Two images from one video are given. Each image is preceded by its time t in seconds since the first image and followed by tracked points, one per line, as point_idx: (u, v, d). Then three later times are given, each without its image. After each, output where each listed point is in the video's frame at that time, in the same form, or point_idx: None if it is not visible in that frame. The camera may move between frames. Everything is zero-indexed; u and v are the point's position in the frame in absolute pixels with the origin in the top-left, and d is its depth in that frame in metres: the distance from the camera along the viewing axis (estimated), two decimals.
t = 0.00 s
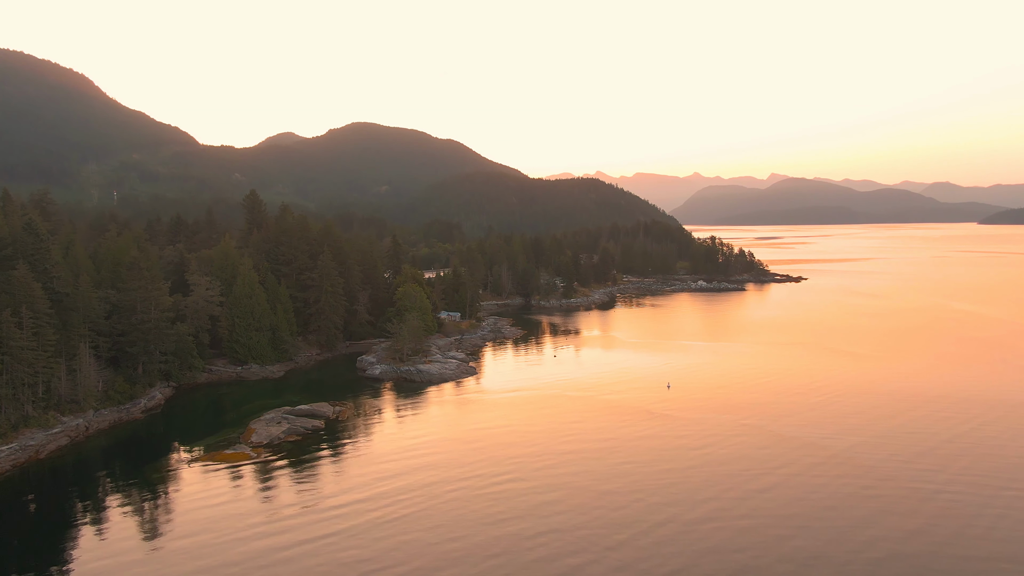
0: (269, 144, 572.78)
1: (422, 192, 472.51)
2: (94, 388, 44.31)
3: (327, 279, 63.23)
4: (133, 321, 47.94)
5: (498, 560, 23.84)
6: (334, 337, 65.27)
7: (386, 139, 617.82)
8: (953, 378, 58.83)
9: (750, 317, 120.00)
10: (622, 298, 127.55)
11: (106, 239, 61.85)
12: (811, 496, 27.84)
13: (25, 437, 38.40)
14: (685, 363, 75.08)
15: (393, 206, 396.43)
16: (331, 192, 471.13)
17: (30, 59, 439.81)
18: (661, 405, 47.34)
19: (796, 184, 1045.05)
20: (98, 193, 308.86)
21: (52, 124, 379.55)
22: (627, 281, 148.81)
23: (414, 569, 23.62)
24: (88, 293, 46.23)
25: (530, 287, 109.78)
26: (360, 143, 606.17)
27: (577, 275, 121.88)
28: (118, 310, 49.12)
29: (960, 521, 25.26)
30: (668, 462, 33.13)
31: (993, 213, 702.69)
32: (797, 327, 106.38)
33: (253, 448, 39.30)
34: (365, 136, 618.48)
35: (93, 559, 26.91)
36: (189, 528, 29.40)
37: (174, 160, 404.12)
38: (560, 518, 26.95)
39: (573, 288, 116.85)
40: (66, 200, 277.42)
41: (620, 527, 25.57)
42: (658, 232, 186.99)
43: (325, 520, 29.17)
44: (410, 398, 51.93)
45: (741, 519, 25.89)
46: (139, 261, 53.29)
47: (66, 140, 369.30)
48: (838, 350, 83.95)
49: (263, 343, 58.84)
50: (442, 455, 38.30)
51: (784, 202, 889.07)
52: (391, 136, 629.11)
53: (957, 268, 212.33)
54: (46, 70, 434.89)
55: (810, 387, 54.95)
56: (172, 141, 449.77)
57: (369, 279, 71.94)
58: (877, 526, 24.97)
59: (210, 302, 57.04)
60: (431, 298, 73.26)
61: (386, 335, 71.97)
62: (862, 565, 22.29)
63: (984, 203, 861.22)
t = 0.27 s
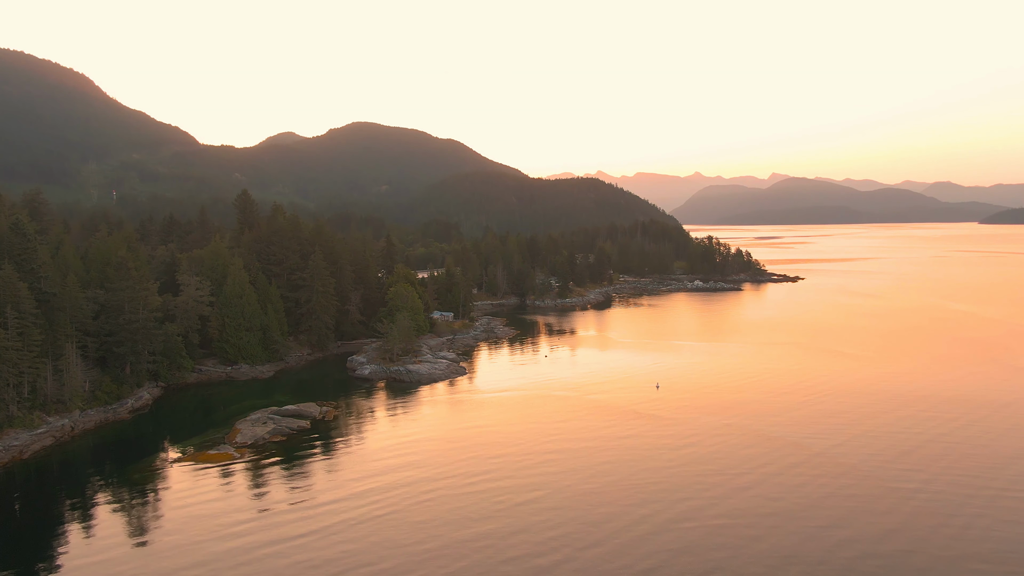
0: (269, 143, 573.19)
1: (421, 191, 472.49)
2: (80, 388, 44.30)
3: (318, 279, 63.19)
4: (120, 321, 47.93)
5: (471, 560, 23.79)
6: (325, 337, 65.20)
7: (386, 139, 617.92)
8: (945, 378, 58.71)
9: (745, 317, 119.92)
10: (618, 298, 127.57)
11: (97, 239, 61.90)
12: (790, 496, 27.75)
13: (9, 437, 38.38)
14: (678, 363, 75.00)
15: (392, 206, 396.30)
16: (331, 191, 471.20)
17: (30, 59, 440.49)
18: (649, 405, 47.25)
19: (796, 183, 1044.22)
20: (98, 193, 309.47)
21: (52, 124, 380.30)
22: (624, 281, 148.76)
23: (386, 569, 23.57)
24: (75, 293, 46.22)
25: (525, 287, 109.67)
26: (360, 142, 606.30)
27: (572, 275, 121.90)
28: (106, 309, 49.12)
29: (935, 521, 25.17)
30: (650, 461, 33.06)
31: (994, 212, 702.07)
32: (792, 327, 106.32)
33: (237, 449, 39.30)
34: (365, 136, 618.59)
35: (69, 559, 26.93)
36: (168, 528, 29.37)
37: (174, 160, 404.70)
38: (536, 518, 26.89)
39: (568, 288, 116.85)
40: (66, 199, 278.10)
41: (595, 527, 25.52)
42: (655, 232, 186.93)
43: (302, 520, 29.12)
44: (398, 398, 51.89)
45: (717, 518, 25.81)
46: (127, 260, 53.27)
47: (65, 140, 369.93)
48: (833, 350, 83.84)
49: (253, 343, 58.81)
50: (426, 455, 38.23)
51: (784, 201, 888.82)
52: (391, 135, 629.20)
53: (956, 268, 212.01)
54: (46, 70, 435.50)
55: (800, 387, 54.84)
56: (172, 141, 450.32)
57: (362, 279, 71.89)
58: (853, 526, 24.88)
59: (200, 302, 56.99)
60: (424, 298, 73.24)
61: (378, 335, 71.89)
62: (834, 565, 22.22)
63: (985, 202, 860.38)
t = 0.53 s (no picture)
0: (268, 143, 573.12)
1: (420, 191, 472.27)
2: (66, 388, 44.29)
3: (309, 279, 63.13)
4: (107, 321, 47.88)
5: (444, 560, 23.77)
6: (316, 337, 65.13)
7: (385, 139, 617.76)
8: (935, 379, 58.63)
9: (741, 317, 119.75)
10: (613, 298, 127.44)
11: (87, 239, 61.86)
12: (767, 495, 27.72)
13: None
14: (670, 363, 74.91)
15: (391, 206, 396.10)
16: (330, 191, 471.12)
17: (29, 59, 440.63)
18: (636, 405, 47.17)
19: (797, 183, 1043.33)
20: (97, 192, 309.67)
21: (52, 123, 380.70)
22: (620, 280, 148.65)
23: (359, 569, 23.55)
24: (62, 293, 46.20)
25: (520, 287, 109.56)
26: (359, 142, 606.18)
27: (568, 274, 121.81)
28: (94, 309, 49.08)
29: (912, 520, 25.11)
30: (631, 461, 33.00)
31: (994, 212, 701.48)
32: (787, 327, 106.23)
33: (221, 449, 39.27)
34: (364, 135, 618.67)
35: (45, 558, 26.96)
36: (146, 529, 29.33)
37: (173, 160, 404.97)
38: (513, 518, 26.84)
39: (563, 288, 116.79)
40: (66, 199, 278.32)
41: (570, 527, 25.49)
42: (652, 232, 186.75)
43: (281, 520, 29.08)
44: (386, 398, 51.82)
45: (693, 518, 25.78)
46: (115, 260, 53.25)
47: (65, 140, 370.26)
48: (827, 351, 83.67)
49: (243, 343, 58.73)
50: (410, 455, 38.20)
51: (784, 201, 888.39)
52: (391, 135, 629.14)
53: (954, 268, 211.85)
54: (46, 70, 435.61)
55: (790, 387, 54.73)
56: (171, 141, 450.49)
57: (354, 279, 71.81)
58: (829, 525, 24.86)
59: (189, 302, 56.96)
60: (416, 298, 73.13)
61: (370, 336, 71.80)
62: (806, 564, 22.19)
63: (985, 202, 858.67)
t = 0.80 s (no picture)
0: (268, 143, 573.31)
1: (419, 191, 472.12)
2: (52, 388, 44.25)
3: (299, 279, 63.07)
4: (94, 321, 47.82)
5: (419, 561, 23.76)
6: (307, 337, 65.03)
7: (384, 138, 617.83)
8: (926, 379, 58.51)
9: (736, 317, 119.61)
10: (609, 298, 127.39)
11: (77, 239, 61.80)
12: (746, 494, 27.69)
13: None
14: (663, 364, 74.82)
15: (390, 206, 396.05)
16: (330, 191, 471.18)
17: (29, 59, 441.12)
18: (623, 406, 47.09)
19: (797, 183, 1042.44)
20: (97, 192, 310.05)
21: (52, 123, 381.20)
22: (616, 280, 148.58)
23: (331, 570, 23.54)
24: (48, 293, 46.12)
25: (515, 287, 109.46)
26: (359, 142, 606.29)
27: (563, 274, 121.78)
28: (81, 310, 49.01)
29: (889, 520, 25.07)
30: (612, 461, 32.96)
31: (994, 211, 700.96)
32: (782, 328, 106.18)
33: (205, 449, 39.30)
34: (364, 135, 618.74)
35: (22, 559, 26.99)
36: (125, 529, 29.34)
37: (173, 160, 405.33)
38: (490, 520, 26.82)
39: (558, 288, 116.76)
40: (66, 199, 278.87)
41: (547, 527, 25.48)
42: (650, 232, 186.68)
43: (260, 521, 29.07)
44: (374, 398, 51.79)
45: (670, 518, 25.76)
46: (104, 261, 53.19)
47: (65, 140, 370.75)
48: (821, 351, 83.57)
49: (233, 343, 58.65)
50: (393, 456, 38.18)
51: (784, 201, 888.01)
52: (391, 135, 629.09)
53: (952, 267, 211.63)
54: (45, 70, 435.97)
55: (779, 387, 54.63)
56: (171, 140, 450.90)
57: (346, 279, 71.75)
58: (806, 525, 24.83)
59: (178, 302, 56.91)
60: (408, 298, 73.07)
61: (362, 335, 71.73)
62: (780, 563, 22.17)
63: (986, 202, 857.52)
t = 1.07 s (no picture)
0: (267, 143, 573.40)
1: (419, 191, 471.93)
2: (36, 388, 44.23)
3: (289, 279, 63.04)
4: (80, 322, 47.80)
5: (391, 562, 23.74)
6: (297, 337, 64.93)
7: (384, 138, 617.86)
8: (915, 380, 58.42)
9: (732, 317, 119.43)
10: (605, 297, 127.25)
11: (67, 239, 61.80)
12: (723, 495, 27.66)
13: None
14: (654, 364, 74.71)
15: (389, 206, 395.57)
16: (329, 190, 471.17)
17: (29, 58, 441.44)
18: (610, 406, 46.99)
19: (798, 182, 1041.21)
20: (96, 192, 310.37)
21: (52, 122, 381.66)
22: (612, 280, 148.39)
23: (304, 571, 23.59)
24: (34, 293, 46.08)
25: (509, 286, 109.26)
26: (358, 141, 606.31)
27: (558, 274, 121.67)
28: (68, 310, 48.99)
29: (863, 520, 25.01)
30: (592, 462, 32.92)
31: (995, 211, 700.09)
32: (777, 328, 106.03)
33: (186, 450, 39.24)
34: (365, 135, 618.70)
35: None
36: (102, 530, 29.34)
37: (172, 160, 405.60)
38: (465, 520, 26.81)
39: (553, 288, 116.67)
40: (66, 199, 279.11)
41: (520, 528, 25.45)
42: (647, 231, 186.47)
43: (236, 522, 29.05)
44: (361, 399, 51.77)
45: (644, 519, 25.72)
46: (91, 261, 53.17)
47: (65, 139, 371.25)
48: (814, 351, 83.43)
49: (221, 343, 58.61)
50: (376, 456, 38.14)
51: (784, 201, 887.50)
52: (391, 135, 628.99)
53: (950, 267, 211.36)
54: (45, 70, 436.10)
55: (768, 387, 54.52)
56: (171, 140, 451.08)
57: (337, 279, 71.68)
58: (780, 525, 24.81)
59: (167, 302, 56.89)
60: (399, 298, 72.99)
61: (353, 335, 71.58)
62: (750, 564, 22.13)
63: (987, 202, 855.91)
